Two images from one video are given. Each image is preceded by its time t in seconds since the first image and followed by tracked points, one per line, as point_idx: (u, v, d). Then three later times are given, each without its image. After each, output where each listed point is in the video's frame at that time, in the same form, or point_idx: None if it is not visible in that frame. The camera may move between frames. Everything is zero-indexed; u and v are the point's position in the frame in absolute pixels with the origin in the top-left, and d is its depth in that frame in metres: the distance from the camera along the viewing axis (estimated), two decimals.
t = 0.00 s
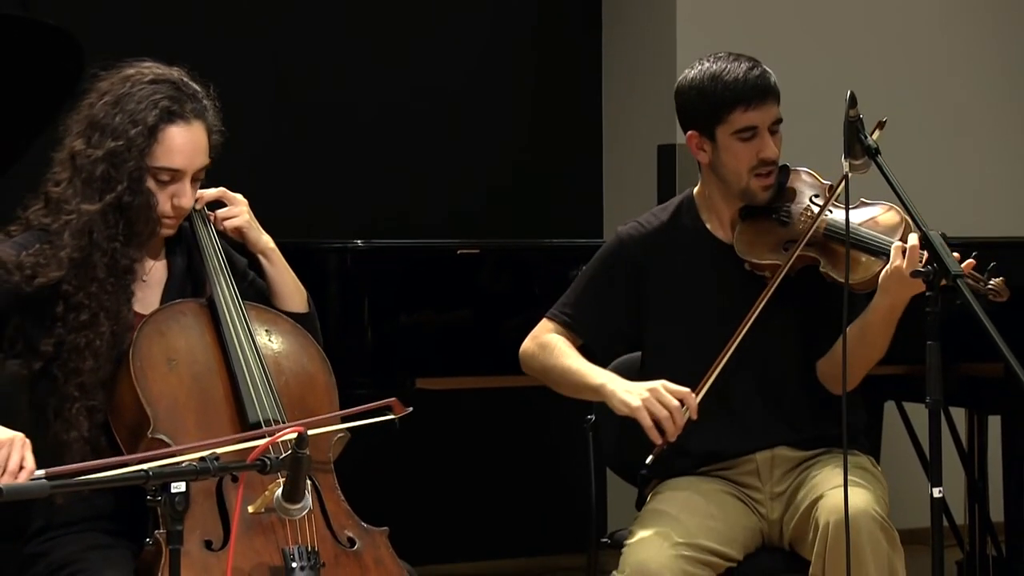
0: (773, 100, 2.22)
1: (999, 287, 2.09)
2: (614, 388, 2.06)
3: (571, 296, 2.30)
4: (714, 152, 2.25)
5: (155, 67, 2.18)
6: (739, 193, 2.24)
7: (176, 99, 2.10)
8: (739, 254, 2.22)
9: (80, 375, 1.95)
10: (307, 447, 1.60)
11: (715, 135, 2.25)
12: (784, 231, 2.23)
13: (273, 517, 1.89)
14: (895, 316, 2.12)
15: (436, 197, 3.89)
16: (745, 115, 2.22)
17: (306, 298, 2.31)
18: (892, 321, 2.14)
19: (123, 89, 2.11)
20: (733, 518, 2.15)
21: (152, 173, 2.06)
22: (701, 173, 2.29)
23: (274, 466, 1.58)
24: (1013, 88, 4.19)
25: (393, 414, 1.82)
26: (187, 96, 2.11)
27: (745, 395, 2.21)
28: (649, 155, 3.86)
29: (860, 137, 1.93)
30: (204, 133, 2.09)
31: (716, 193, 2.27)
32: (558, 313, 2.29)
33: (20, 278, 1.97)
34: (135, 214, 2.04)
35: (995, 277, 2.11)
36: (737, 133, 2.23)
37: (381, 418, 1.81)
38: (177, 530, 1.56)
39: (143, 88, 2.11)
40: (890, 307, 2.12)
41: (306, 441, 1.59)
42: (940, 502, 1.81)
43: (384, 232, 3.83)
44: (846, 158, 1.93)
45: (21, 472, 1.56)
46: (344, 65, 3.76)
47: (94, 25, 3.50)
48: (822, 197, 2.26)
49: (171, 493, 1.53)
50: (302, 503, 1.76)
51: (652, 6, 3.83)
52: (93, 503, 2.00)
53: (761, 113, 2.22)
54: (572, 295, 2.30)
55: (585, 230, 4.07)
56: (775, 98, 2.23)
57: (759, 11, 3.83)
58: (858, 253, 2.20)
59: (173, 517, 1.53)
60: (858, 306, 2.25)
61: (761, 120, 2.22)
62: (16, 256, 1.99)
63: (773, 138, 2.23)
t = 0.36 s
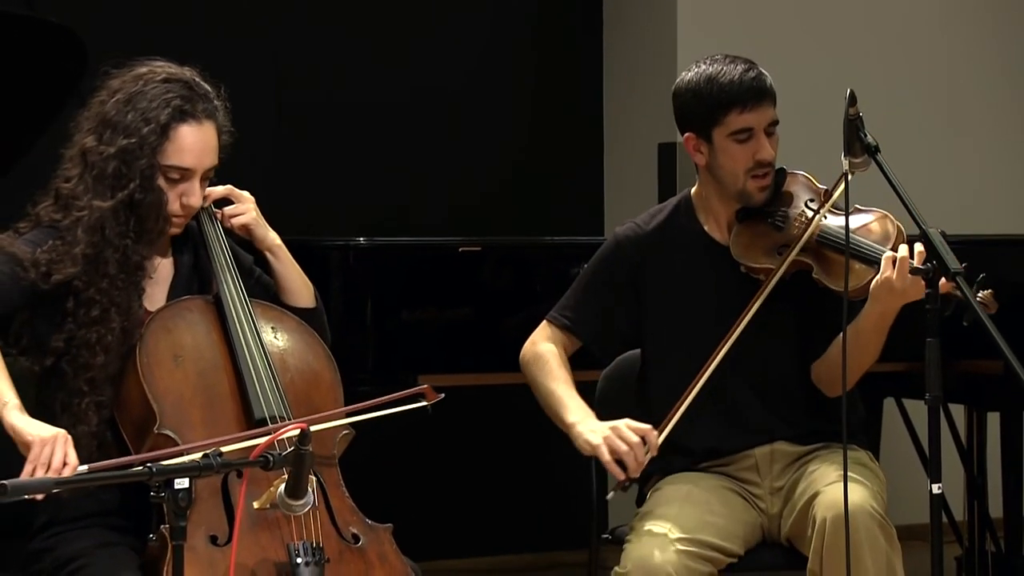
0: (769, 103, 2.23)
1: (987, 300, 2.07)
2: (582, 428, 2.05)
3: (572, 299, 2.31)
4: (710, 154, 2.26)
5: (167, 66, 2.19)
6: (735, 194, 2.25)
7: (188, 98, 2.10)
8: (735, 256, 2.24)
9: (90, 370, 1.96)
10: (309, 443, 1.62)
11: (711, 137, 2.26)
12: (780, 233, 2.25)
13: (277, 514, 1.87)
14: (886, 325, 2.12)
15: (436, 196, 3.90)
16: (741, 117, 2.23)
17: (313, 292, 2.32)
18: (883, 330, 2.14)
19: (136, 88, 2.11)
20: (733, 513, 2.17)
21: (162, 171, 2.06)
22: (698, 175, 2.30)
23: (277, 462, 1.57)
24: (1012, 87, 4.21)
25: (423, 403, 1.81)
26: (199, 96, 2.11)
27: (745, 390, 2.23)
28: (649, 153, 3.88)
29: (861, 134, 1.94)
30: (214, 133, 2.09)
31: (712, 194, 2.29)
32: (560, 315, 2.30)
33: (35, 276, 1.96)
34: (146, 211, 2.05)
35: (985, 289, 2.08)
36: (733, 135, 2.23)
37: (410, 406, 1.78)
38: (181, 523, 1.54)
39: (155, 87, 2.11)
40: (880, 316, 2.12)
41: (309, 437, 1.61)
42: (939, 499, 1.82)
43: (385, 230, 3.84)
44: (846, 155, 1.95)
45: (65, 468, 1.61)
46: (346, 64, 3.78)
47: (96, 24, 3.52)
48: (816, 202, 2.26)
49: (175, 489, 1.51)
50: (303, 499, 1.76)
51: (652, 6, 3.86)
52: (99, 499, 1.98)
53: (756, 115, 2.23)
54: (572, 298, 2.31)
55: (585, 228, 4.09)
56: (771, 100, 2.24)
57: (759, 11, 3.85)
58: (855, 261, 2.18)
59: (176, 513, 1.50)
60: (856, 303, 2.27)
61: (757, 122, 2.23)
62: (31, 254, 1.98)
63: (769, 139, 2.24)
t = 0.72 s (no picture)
0: (777, 113, 2.20)
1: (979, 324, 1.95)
2: (544, 435, 2.03)
3: (571, 279, 2.35)
4: (716, 160, 2.24)
5: (176, 64, 2.19)
6: (740, 200, 2.23)
7: (198, 96, 2.10)
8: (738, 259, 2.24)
9: (94, 365, 1.97)
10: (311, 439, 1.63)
11: (717, 142, 2.23)
12: (784, 239, 2.24)
13: (279, 509, 1.87)
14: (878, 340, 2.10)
15: (436, 193, 3.91)
16: (747, 126, 2.20)
17: (316, 287, 2.34)
18: (877, 345, 2.12)
19: (146, 85, 2.11)
20: (731, 508, 2.18)
21: (169, 168, 2.06)
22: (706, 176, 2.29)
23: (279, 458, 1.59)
24: (1011, 84, 4.22)
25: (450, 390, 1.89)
26: (208, 94, 2.12)
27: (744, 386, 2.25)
28: (648, 151, 3.89)
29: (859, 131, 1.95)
30: (222, 132, 2.10)
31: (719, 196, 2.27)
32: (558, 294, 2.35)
33: (45, 273, 1.98)
34: (153, 208, 2.06)
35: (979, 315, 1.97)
36: (738, 143, 2.21)
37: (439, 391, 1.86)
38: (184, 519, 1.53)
39: (165, 84, 2.11)
40: (873, 330, 2.10)
41: (310, 432, 1.62)
42: (936, 495, 1.82)
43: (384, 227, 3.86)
44: (845, 153, 1.96)
45: (99, 463, 1.63)
46: (347, 61, 3.79)
47: (97, 22, 3.53)
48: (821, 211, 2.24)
49: (177, 485, 1.51)
50: (304, 494, 1.78)
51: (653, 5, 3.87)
52: (100, 494, 1.99)
53: (762, 125, 2.20)
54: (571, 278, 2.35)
55: (585, 225, 4.10)
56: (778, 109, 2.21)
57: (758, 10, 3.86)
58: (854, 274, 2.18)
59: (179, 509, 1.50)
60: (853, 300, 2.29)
61: (762, 132, 2.20)
62: (40, 250, 1.99)
63: (775, 148, 2.21)
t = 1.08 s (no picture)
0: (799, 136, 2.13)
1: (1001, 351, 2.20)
2: (586, 386, 2.10)
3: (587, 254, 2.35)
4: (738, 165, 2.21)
5: (184, 61, 2.20)
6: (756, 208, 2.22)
7: (205, 93, 2.12)
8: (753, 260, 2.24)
9: (101, 358, 1.99)
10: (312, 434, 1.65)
11: (739, 151, 2.20)
12: (800, 248, 2.23)
13: (281, 504, 1.88)
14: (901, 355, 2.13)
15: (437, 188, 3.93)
16: (767, 144, 2.15)
17: (319, 279, 2.36)
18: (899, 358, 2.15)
19: (153, 81, 2.13)
20: (731, 503, 2.20)
21: (176, 164, 2.08)
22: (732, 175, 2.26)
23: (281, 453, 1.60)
24: (1009, 80, 4.23)
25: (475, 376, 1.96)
26: (215, 91, 2.13)
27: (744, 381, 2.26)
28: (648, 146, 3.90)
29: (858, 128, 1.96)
30: (228, 129, 2.11)
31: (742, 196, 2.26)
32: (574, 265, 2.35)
33: (56, 268, 2.00)
34: (160, 203, 2.07)
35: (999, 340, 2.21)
36: (757, 157, 2.17)
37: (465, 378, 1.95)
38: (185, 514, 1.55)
39: (172, 81, 2.13)
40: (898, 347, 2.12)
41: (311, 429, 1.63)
42: (934, 489, 1.83)
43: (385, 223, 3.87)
44: (842, 149, 1.97)
45: (131, 453, 1.68)
46: (348, 58, 3.80)
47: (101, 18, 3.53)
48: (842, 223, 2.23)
49: (179, 479, 1.52)
50: (305, 490, 1.79)
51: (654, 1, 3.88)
52: (104, 488, 2.01)
53: (783, 146, 2.14)
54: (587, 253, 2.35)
55: (585, 221, 4.12)
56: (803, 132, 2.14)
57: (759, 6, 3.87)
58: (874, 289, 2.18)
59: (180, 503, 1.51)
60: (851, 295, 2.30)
61: (781, 154, 2.15)
62: (50, 245, 2.01)
63: (793, 168, 2.16)
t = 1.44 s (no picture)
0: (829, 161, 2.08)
1: None
2: (635, 348, 2.11)
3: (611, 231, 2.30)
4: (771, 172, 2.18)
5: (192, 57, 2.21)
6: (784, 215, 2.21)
7: (214, 89, 2.13)
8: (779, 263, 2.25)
9: (109, 352, 2.00)
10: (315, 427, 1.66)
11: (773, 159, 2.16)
12: (826, 258, 2.22)
13: (286, 497, 1.89)
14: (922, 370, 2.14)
15: (440, 184, 3.94)
16: (796, 161, 2.11)
17: (324, 274, 2.36)
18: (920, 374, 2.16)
19: (162, 77, 2.14)
20: (732, 496, 2.21)
21: (184, 160, 2.09)
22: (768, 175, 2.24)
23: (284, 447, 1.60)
24: (1008, 75, 4.25)
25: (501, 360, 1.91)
26: (223, 88, 2.14)
27: (746, 375, 2.27)
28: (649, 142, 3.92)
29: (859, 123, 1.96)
30: (236, 125, 2.12)
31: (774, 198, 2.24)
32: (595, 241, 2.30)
33: (69, 264, 2.03)
34: (168, 198, 2.08)
35: None
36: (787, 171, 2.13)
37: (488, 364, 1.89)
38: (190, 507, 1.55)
39: (181, 77, 2.14)
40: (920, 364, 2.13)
41: (315, 421, 1.65)
42: (935, 482, 1.85)
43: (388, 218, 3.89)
44: (845, 144, 1.97)
45: (164, 441, 1.75)
46: (349, 56, 3.81)
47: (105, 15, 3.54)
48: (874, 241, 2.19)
49: (183, 473, 1.53)
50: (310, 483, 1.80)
51: None
52: (111, 481, 2.02)
53: (813, 167, 2.10)
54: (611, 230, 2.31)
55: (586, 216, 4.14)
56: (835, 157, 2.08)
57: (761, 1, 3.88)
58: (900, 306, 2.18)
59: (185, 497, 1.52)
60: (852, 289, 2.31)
61: (810, 173, 2.11)
62: (61, 240, 2.03)
63: (821, 187, 2.13)
